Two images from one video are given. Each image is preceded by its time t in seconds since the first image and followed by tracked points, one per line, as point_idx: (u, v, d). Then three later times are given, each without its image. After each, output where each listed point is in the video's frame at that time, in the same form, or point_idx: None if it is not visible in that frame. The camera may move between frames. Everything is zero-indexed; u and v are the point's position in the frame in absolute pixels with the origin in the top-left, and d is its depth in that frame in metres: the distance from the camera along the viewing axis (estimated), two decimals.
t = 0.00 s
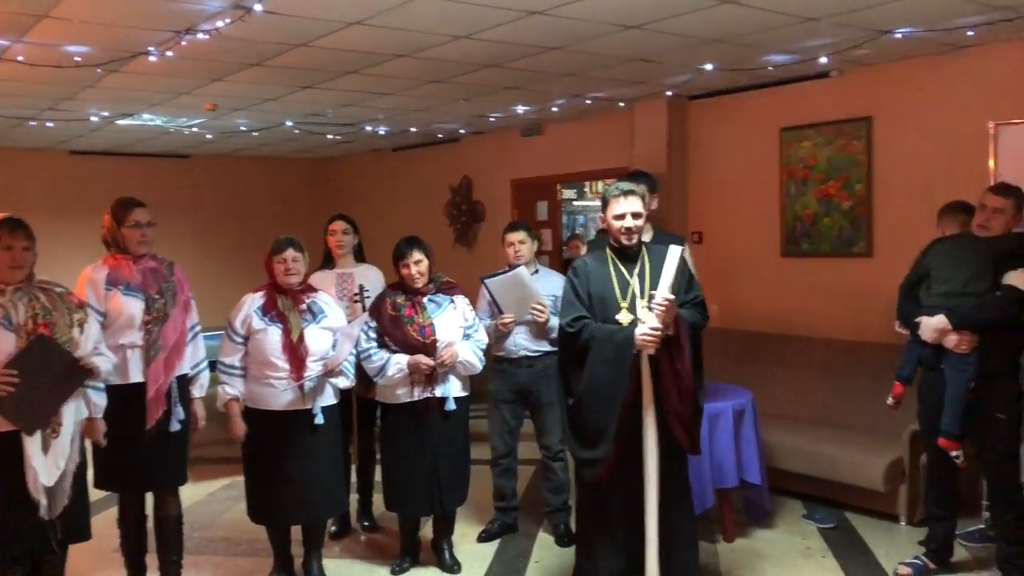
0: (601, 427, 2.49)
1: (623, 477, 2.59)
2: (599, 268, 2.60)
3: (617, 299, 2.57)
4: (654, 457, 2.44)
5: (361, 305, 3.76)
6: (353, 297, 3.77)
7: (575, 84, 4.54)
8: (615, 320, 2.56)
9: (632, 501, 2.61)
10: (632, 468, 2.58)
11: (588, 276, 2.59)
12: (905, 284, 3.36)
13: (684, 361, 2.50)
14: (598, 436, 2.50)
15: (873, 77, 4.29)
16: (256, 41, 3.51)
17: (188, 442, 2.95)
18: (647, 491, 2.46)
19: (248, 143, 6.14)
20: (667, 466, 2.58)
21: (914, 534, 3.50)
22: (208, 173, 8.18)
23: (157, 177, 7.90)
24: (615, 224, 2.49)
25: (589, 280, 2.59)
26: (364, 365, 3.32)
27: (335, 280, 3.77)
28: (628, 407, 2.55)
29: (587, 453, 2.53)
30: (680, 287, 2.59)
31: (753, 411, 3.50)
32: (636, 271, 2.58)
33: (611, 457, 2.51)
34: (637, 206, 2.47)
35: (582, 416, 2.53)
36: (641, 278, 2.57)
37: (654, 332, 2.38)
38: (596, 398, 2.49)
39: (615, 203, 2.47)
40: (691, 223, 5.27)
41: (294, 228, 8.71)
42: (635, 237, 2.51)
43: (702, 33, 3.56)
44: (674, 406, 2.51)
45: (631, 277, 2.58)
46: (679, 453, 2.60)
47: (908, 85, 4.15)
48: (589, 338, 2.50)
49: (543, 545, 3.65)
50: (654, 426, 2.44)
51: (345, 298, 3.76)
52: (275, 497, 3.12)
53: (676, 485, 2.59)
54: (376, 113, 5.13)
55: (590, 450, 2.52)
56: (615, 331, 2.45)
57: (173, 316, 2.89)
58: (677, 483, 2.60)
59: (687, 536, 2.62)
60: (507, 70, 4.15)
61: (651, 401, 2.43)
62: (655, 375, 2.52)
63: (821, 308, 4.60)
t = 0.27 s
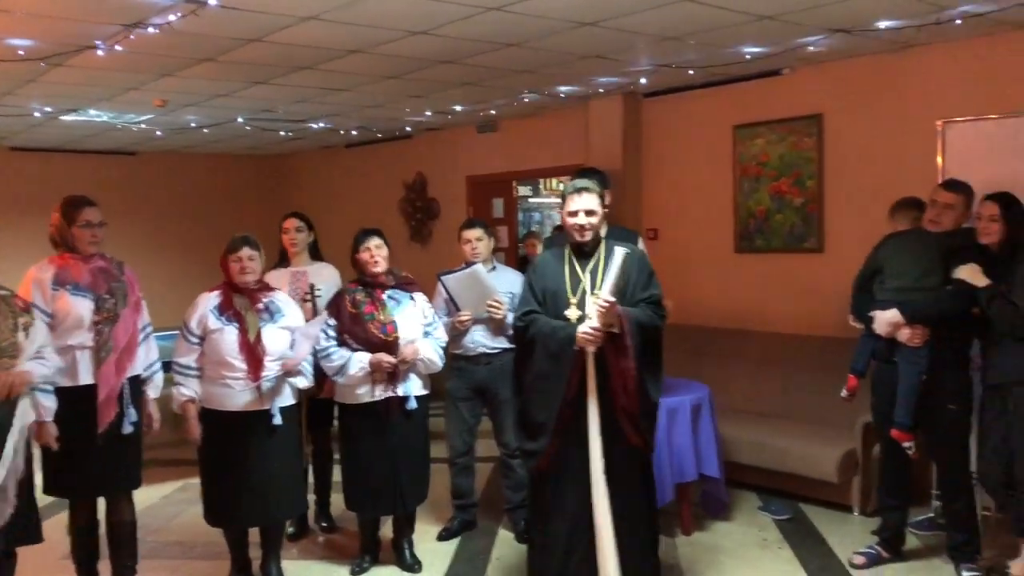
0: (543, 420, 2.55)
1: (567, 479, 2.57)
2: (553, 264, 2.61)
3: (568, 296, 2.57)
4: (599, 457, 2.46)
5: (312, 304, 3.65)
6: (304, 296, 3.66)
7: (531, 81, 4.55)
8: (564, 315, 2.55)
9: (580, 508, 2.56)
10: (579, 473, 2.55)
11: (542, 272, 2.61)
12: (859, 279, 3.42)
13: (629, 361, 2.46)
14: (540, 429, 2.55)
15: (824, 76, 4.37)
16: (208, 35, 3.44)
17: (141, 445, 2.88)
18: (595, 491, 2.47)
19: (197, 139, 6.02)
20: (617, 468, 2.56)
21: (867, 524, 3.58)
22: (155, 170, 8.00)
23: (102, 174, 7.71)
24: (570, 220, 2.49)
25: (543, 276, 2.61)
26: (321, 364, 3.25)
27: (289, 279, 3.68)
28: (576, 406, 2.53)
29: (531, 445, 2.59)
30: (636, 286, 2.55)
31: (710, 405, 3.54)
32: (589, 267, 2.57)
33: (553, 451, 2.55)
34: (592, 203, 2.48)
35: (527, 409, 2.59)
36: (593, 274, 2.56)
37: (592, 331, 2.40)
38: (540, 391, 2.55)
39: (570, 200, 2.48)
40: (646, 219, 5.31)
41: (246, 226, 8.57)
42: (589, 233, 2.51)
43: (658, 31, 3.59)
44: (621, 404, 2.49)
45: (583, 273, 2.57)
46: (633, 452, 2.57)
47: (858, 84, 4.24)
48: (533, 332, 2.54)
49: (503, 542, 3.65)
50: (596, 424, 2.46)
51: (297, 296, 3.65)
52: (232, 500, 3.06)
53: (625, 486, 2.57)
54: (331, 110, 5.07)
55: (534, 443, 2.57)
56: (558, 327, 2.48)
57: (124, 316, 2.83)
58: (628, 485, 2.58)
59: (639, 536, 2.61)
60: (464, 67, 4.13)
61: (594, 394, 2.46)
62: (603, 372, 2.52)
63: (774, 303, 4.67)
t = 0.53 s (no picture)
0: (488, 414, 2.61)
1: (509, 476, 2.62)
2: (501, 261, 2.65)
3: (511, 292, 2.59)
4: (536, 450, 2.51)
5: (261, 302, 3.55)
6: (253, 294, 3.57)
7: (486, 78, 4.56)
8: (507, 311, 2.59)
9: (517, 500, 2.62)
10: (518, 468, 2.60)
11: (490, 270, 2.66)
12: (810, 273, 3.47)
13: (564, 356, 2.46)
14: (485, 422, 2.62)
15: (775, 75, 4.43)
16: (157, 30, 3.40)
17: (90, 447, 2.83)
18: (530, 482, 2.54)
19: (147, 135, 5.94)
20: (558, 466, 2.59)
21: (817, 515, 3.66)
22: (104, 166, 7.87)
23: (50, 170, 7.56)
24: (514, 216, 2.51)
25: (491, 274, 2.66)
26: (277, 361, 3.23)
27: (239, 276, 3.59)
28: (517, 400, 2.59)
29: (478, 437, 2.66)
30: (580, 282, 2.55)
31: (664, 400, 3.58)
32: (532, 263, 2.58)
33: (497, 444, 2.62)
34: (537, 199, 2.49)
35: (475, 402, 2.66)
36: (536, 270, 2.57)
37: (526, 325, 2.41)
38: (484, 384, 2.62)
39: (515, 197, 2.51)
40: (602, 216, 5.35)
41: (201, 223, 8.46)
42: (533, 229, 2.53)
43: (610, 28, 3.61)
44: (558, 400, 2.52)
45: (526, 269, 2.59)
46: (574, 450, 2.60)
47: (810, 82, 4.30)
48: (476, 327, 2.60)
49: (460, 539, 3.66)
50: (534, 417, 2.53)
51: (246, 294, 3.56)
52: (185, 501, 3.03)
53: (566, 485, 2.60)
54: (284, 105, 5.03)
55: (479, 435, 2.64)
56: (497, 323, 2.53)
57: (75, 316, 2.79)
58: (567, 482, 2.60)
59: (581, 536, 2.62)
60: (418, 63, 4.12)
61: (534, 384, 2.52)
62: (540, 368, 2.55)
63: (727, 299, 4.73)
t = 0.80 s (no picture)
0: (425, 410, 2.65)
1: (446, 472, 2.66)
2: (448, 262, 2.69)
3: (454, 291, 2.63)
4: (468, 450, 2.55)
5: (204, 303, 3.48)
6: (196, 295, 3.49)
7: (438, 77, 4.55)
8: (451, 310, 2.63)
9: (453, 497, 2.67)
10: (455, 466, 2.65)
11: (437, 271, 2.71)
12: (759, 272, 3.52)
13: (496, 353, 2.48)
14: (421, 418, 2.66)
15: (725, 76, 4.48)
16: (100, 25, 3.33)
17: (33, 451, 2.77)
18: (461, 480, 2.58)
19: (87, 133, 5.83)
20: (493, 466, 2.61)
21: (766, 510, 3.72)
22: (44, 164, 7.71)
23: None
24: (460, 216, 2.54)
25: (437, 275, 2.70)
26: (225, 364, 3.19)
27: (184, 277, 3.52)
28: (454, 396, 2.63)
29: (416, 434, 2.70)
30: (524, 282, 2.57)
31: (616, 398, 3.61)
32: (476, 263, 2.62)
33: (433, 440, 2.66)
34: (483, 200, 2.54)
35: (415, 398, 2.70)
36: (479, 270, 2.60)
37: (462, 323, 2.46)
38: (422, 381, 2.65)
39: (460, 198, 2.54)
40: (556, 215, 5.36)
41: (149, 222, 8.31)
42: (478, 230, 2.56)
43: (561, 29, 3.63)
44: (495, 399, 2.53)
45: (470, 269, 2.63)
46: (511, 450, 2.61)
47: (759, 83, 4.36)
48: (418, 324, 2.64)
49: (413, 539, 3.65)
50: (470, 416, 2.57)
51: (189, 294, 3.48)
52: (130, 505, 2.99)
53: (501, 486, 2.62)
54: (233, 103, 4.96)
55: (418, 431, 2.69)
56: (436, 321, 2.58)
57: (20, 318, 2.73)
58: (501, 480, 2.62)
59: (513, 536, 2.64)
60: (368, 62, 4.10)
61: (469, 382, 2.56)
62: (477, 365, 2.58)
63: (679, 297, 4.78)
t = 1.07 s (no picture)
0: (375, 413, 2.63)
1: (395, 473, 2.64)
2: (395, 262, 2.67)
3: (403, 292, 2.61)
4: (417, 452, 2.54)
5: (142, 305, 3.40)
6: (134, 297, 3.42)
7: (390, 77, 4.52)
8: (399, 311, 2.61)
9: (398, 499, 2.66)
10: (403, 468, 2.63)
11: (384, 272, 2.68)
12: (708, 272, 3.56)
13: (447, 353, 2.47)
14: (371, 420, 2.64)
15: (676, 78, 4.52)
16: (41, 21, 3.25)
17: None
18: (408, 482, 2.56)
19: (31, 131, 5.68)
20: (442, 469, 2.59)
21: (716, 508, 3.76)
22: None
23: None
24: (410, 215, 2.52)
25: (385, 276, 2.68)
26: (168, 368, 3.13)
27: (124, 279, 3.45)
28: (404, 398, 2.62)
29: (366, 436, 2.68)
30: (473, 282, 2.57)
31: (568, 398, 3.62)
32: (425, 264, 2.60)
33: (383, 442, 2.64)
34: (433, 199, 2.52)
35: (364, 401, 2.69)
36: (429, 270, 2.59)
37: (412, 321, 2.42)
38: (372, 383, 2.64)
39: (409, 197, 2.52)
40: (510, 215, 5.37)
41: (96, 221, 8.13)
42: (427, 229, 2.55)
43: (513, 30, 3.63)
44: (444, 399, 2.52)
45: (418, 269, 2.61)
46: (460, 452, 2.60)
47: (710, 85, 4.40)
48: (367, 326, 2.63)
49: (364, 543, 3.63)
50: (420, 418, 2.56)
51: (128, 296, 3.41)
52: (71, 512, 2.92)
53: (446, 489, 2.60)
54: (180, 102, 4.88)
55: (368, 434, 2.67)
56: (385, 322, 2.57)
57: None
58: (447, 483, 2.60)
59: (455, 541, 2.62)
60: (318, 60, 4.06)
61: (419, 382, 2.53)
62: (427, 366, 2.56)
63: (631, 297, 4.81)
